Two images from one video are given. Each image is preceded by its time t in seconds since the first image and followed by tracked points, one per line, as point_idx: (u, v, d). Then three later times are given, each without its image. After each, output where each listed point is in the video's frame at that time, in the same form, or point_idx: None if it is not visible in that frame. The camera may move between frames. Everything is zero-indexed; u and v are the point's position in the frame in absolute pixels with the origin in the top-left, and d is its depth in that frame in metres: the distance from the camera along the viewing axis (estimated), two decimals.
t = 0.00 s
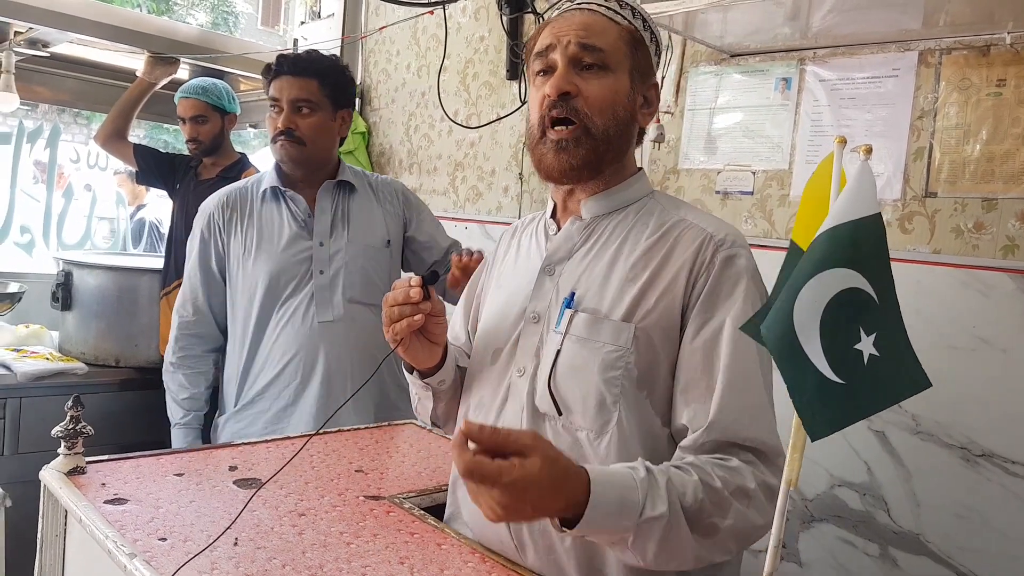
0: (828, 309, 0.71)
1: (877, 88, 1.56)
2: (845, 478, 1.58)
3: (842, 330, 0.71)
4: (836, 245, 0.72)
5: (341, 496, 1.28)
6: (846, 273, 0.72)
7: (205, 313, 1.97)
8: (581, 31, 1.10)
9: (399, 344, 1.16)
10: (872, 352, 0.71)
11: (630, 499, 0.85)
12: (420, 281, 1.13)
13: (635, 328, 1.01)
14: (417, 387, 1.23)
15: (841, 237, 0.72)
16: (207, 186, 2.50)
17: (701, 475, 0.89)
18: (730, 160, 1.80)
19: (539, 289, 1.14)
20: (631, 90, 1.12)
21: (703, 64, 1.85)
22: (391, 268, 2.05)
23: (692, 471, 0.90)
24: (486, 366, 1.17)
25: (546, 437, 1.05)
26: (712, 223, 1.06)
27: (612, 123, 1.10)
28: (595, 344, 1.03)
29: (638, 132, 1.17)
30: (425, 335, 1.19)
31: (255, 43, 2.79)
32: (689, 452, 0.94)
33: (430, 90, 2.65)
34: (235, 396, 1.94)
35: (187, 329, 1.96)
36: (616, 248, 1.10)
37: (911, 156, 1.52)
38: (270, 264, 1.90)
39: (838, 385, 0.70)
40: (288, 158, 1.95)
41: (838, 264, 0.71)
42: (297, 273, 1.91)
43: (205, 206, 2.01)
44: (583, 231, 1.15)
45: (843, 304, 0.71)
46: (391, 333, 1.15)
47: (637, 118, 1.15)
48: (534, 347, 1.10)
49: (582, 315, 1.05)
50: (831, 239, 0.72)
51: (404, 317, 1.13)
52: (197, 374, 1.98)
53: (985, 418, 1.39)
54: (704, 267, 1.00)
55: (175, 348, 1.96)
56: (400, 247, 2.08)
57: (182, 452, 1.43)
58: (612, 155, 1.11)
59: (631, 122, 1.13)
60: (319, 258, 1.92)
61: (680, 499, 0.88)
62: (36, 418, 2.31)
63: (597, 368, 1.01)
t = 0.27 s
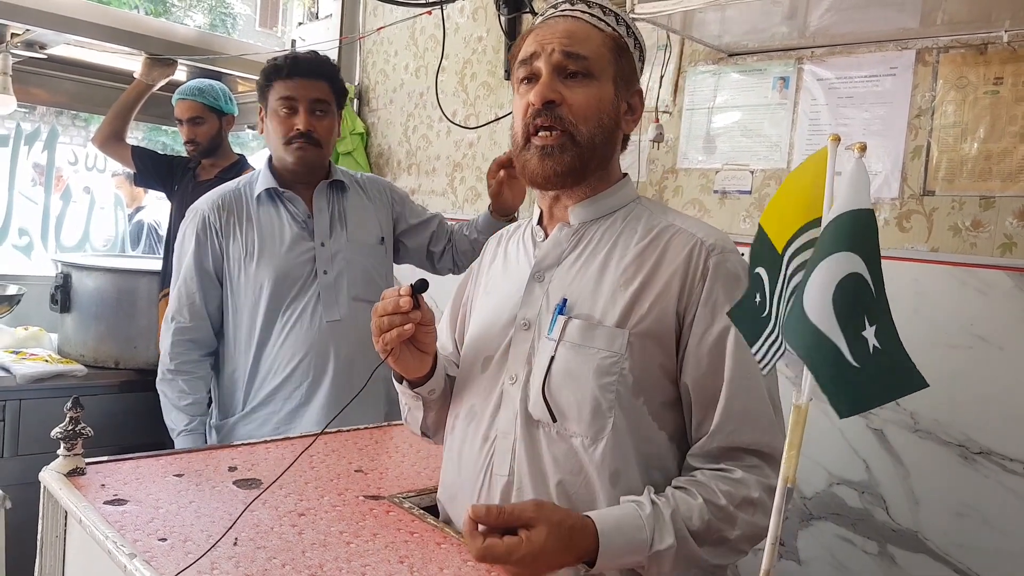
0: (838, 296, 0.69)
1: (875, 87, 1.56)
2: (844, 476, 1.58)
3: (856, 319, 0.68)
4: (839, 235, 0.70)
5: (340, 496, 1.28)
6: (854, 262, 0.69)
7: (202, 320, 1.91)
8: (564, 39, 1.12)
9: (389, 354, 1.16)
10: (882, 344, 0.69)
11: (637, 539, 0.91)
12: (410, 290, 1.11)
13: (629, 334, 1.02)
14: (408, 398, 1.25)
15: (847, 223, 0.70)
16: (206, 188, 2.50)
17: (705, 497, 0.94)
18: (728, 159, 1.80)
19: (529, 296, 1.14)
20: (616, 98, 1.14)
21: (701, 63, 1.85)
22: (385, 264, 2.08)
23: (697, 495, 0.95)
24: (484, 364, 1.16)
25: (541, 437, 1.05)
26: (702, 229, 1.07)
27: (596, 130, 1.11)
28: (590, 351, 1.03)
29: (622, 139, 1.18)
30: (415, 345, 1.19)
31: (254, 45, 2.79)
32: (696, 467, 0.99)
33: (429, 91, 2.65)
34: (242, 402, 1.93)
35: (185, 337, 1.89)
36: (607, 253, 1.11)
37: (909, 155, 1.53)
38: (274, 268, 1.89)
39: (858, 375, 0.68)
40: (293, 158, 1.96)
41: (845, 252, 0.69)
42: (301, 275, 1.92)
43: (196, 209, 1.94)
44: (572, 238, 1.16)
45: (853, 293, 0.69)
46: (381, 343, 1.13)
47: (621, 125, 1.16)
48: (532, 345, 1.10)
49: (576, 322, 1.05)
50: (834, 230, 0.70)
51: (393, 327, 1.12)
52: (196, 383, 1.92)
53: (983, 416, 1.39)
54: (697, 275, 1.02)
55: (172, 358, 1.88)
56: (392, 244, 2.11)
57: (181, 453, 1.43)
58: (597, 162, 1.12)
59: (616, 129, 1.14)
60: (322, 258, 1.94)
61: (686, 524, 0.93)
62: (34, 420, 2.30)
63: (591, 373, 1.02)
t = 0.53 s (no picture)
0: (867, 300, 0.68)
1: (868, 85, 1.57)
2: (840, 474, 1.59)
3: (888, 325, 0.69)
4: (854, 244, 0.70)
5: (337, 498, 1.28)
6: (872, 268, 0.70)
7: (200, 331, 1.87)
8: (549, 42, 1.12)
9: (381, 365, 1.16)
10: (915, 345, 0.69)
11: (647, 554, 0.92)
12: (401, 300, 1.11)
13: (624, 335, 1.02)
14: (400, 407, 1.24)
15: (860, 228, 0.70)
16: (200, 190, 2.50)
17: (711, 503, 0.96)
18: (723, 158, 1.80)
19: (522, 299, 1.14)
20: (602, 100, 1.14)
21: (695, 63, 1.85)
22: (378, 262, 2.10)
23: (703, 501, 0.97)
24: (479, 364, 1.16)
25: (534, 439, 1.05)
26: (693, 229, 1.08)
27: (583, 133, 1.11)
28: (586, 352, 1.03)
29: (609, 141, 1.18)
30: (407, 354, 1.19)
31: (248, 46, 2.78)
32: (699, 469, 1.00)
33: (424, 91, 2.65)
34: (247, 408, 1.92)
35: (184, 348, 1.84)
36: (598, 255, 1.11)
37: (903, 153, 1.53)
38: (276, 273, 1.88)
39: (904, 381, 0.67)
40: (310, 158, 2.00)
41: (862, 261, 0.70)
42: (303, 278, 1.92)
43: (190, 217, 1.89)
44: (563, 240, 1.16)
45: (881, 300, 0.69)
46: (373, 354, 1.13)
47: (608, 127, 1.16)
48: (528, 346, 1.10)
49: (571, 325, 1.05)
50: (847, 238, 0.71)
51: (385, 338, 1.12)
52: (194, 398, 1.87)
53: (977, 413, 1.40)
54: (692, 276, 1.02)
55: (171, 371, 1.83)
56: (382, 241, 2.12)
57: (177, 457, 1.42)
58: (583, 165, 1.12)
59: (602, 132, 1.14)
60: (322, 259, 1.94)
61: (693, 531, 0.95)
62: (29, 425, 2.30)
63: (587, 375, 1.02)
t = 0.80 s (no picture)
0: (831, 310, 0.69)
1: (860, 86, 1.58)
2: (833, 474, 1.59)
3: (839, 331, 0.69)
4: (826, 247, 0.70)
5: (331, 499, 1.28)
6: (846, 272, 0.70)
7: (210, 333, 1.86)
8: (530, 52, 1.12)
9: (370, 361, 1.16)
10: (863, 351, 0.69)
11: (629, 489, 0.90)
12: (390, 297, 1.12)
13: (614, 328, 1.03)
14: (389, 405, 1.24)
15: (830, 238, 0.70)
16: (195, 191, 2.50)
17: (699, 467, 0.94)
18: (717, 159, 1.81)
19: (513, 296, 1.14)
20: (587, 103, 1.14)
21: (688, 64, 1.86)
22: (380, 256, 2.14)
23: (692, 463, 0.94)
24: (471, 364, 1.17)
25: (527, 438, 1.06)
26: (681, 224, 1.09)
27: (569, 139, 1.12)
28: (576, 346, 1.04)
29: (596, 142, 1.18)
30: (396, 351, 1.19)
31: (243, 47, 2.78)
32: (688, 446, 0.99)
33: (419, 92, 2.65)
34: (259, 408, 1.93)
35: (193, 351, 1.83)
36: (588, 251, 1.12)
37: (895, 154, 1.54)
38: (289, 274, 1.90)
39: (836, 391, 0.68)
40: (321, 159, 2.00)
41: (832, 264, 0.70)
42: (314, 278, 1.94)
43: (200, 219, 1.86)
44: (553, 238, 1.17)
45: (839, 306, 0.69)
46: (362, 350, 1.14)
47: (594, 130, 1.17)
48: (520, 347, 1.10)
49: (561, 318, 1.06)
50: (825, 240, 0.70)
51: (375, 334, 1.12)
52: (200, 401, 1.87)
53: (969, 413, 1.41)
54: (679, 267, 1.03)
55: (181, 374, 1.83)
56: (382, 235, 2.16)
57: (172, 458, 1.42)
58: (569, 169, 1.13)
59: (589, 135, 1.14)
60: (331, 258, 1.97)
61: (680, 489, 0.92)
62: (23, 426, 2.29)
63: (577, 369, 1.03)
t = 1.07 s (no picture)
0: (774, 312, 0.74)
1: (854, 92, 1.58)
2: (828, 478, 1.60)
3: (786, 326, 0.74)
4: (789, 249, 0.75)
5: (326, 505, 1.28)
6: (808, 275, 0.75)
7: (226, 338, 1.87)
8: (512, 63, 1.13)
9: (364, 361, 1.16)
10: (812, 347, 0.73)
11: (581, 369, 0.90)
12: (384, 297, 1.13)
13: (606, 326, 1.04)
14: (385, 408, 1.23)
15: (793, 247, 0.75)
16: (190, 195, 2.50)
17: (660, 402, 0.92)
18: (712, 165, 1.81)
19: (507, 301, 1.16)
20: (572, 110, 1.15)
21: (683, 70, 1.87)
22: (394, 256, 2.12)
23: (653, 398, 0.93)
24: (467, 370, 1.17)
25: (522, 444, 1.06)
26: (669, 222, 1.11)
27: (555, 146, 1.12)
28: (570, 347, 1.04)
29: (583, 147, 1.19)
30: (389, 353, 1.19)
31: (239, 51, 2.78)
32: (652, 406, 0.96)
33: (414, 97, 2.65)
34: (271, 412, 1.94)
35: (209, 356, 1.85)
36: (579, 255, 1.12)
37: (888, 159, 1.54)
38: (303, 279, 1.89)
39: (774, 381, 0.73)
40: (337, 166, 1.99)
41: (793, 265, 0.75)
42: (328, 282, 1.93)
43: (218, 225, 1.88)
44: (546, 243, 1.17)
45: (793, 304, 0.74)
46: (356, 351, 1.15)
47: (581, 136, 1.17)
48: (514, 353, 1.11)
49: (554, 320, 1.07)
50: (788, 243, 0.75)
51: (368, 335, 1.13)
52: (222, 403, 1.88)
53: (964, 416, 1.41)
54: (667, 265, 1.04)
55: (198, 379, 1.85)
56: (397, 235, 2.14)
57: (167, 464, 1.42)
58: (557, 177, 1.14)
59: (575, 142, 1.15)
60: (344, 262, 1.96)
61: (634, 404, 0.91)
62: (18, 432, 2.28)
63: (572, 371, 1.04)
